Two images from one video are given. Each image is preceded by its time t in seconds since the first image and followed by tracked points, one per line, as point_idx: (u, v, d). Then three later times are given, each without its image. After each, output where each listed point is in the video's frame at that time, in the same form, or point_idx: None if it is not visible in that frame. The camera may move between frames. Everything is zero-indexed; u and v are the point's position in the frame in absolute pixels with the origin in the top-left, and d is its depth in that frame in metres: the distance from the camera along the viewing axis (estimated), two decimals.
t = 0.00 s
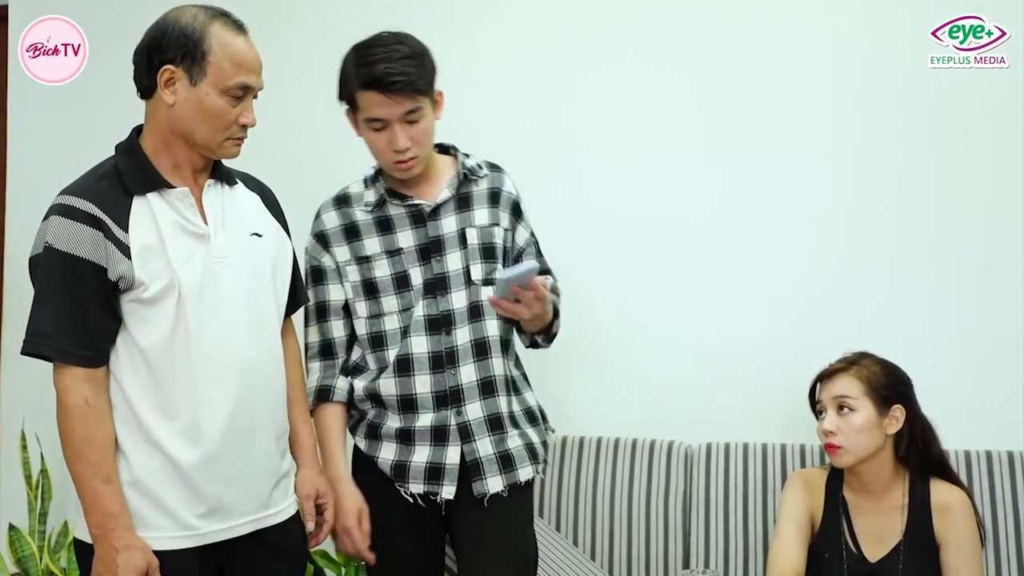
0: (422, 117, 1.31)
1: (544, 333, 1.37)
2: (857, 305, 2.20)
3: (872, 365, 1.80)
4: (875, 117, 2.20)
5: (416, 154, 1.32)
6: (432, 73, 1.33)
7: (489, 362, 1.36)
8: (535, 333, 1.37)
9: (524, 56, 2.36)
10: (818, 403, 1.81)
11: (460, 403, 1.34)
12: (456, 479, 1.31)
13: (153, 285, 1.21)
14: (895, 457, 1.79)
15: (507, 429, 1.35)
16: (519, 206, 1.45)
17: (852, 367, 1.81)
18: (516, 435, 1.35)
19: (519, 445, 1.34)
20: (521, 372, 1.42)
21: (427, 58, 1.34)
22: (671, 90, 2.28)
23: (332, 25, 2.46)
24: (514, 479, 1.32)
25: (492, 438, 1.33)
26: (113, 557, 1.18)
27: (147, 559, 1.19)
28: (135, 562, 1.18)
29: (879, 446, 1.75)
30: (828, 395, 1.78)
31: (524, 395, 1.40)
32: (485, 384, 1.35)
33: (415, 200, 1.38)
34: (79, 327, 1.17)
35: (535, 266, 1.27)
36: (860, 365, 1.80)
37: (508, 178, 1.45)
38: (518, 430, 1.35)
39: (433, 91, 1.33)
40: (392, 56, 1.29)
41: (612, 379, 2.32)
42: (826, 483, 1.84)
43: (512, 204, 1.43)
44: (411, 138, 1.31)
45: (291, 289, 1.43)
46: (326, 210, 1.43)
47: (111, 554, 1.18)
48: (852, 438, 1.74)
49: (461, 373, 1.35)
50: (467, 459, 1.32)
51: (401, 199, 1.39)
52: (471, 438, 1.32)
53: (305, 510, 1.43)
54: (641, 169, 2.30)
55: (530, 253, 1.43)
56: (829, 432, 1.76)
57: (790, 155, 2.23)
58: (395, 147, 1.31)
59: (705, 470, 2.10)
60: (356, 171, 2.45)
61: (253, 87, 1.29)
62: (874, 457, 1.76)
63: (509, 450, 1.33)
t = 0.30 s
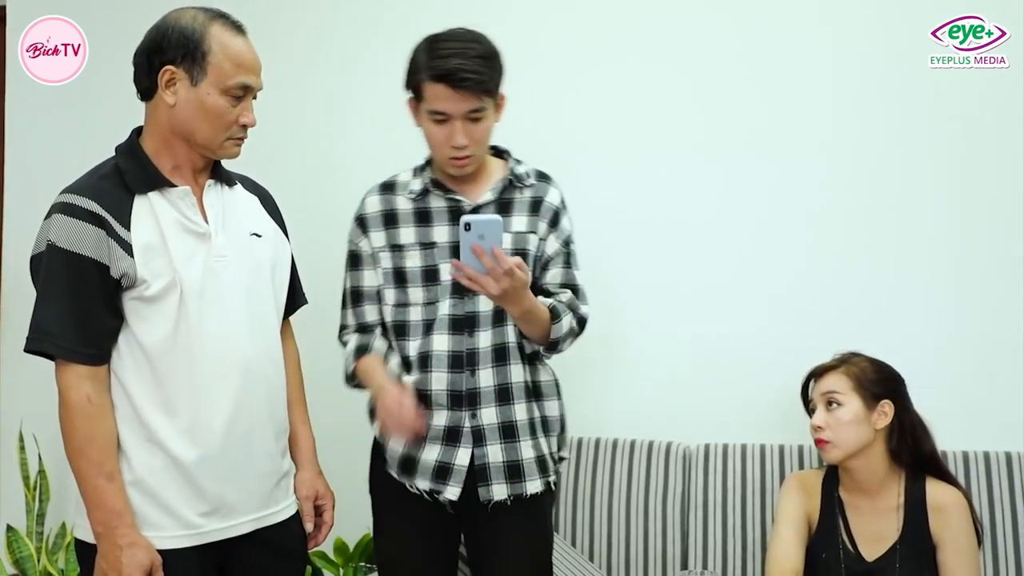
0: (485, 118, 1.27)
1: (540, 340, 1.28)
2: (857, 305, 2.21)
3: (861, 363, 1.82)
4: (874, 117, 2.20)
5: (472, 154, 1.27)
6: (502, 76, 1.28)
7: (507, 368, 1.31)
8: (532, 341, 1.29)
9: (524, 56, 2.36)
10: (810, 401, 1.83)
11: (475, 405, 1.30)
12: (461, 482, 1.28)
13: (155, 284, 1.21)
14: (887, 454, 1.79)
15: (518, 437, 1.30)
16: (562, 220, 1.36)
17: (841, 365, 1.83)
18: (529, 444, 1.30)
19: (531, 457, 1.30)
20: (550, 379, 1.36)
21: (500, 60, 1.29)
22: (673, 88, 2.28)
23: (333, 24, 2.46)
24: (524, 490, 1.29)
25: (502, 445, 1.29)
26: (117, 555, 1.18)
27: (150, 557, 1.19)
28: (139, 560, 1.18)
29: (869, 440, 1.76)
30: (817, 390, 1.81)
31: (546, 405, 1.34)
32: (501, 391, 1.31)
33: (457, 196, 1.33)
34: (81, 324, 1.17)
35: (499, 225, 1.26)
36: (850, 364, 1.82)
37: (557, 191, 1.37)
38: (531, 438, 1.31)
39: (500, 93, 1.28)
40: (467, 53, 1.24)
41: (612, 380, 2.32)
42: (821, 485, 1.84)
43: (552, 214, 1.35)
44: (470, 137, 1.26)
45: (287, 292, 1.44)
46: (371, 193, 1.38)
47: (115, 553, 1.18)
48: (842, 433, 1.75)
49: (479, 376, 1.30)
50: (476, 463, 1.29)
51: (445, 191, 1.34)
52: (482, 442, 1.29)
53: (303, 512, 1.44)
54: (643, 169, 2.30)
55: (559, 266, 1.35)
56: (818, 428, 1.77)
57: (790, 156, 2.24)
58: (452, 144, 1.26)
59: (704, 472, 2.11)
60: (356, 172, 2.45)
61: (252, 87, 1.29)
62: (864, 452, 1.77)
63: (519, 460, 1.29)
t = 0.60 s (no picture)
0: (529, 124, 1.28)
1: (555, 344, 1.29)
2: (856, 306, 2.22)
3: (854, 362, 1.83)
4: (874, 118, 2.21)
5: (513, 158, 1.28)
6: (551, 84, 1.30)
7: (526, 374, 1.31)
8: (548, 345, 1.30)
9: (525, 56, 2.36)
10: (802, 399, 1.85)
11: (493, 408, 1.30)
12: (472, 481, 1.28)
13: (155, 287, 1.22)
14: (877, 450, 1.80)
15: (535, 442, 1.31)
16: (593, 230, 1.37)
17: (833, 363, 1.84)
18: (544, 448, 1.31)
19: (547, 462, 1.30)
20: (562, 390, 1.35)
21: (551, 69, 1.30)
22: (672, 88, 2.29)
23: (333, 24, 2.47)
24: (539, 494, 1.29)
25: (518, 449, 1.30)
26: (120, 556, 1.18)
27: (153, 558, 1.20)
28: (142, 561, 1.18)
29: (856, 436, 1.76)
30: (809, 388, 1.82)
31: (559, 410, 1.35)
32: (519, 395, 1.31)
33: (492, 196, 1.34)
34: (83, 327, 1.17)
35: (506, 219, 1.27)
36: (841, 361, 1.84)
37: (592, 202, 1.37)
38: (548, 442, 1.31)
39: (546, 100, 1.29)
40: (517, 57, 1.26)
41: (611, 380, 2.33)
42: (813, 484, 1.85)
43: (584, 224, 1.35)
44: (513, 140, 1.27)
45: (287, 294, 1.44)
46: (408, 185, 1.38)
47: (118, 553, 1.18)
48: (831, 427, 1.76)
49: (499, 379, 1.31)
50: (490, 465, 1.29)
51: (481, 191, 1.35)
52: (497, 445, 1.30)
53: (305, 512, 1.45)
54: (642, 170, 2.31)
55: (585, 275, 1.36)
56: (807, 422, 1.79)
57: (790, 156, 2.24)
58: (494, 145, 1.27)
59: (703, 472, 2.11)
60: (358, 172, 2.46)
61: (254, 87, 1.30)
62: (850, 449, 1.77)
63: (534, 464, 1.30)
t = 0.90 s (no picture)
0: (550, 129, 1.29)
1: (564, 353, 1.31)
2: (855, 306, 2.23)
3: (850, 364, 1.84)
4: (874, 118, 2.22)
5: (532, 162, 1.29)
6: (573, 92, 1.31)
7: (538, 378, 1.32)
8: (557, 353, 1.32)
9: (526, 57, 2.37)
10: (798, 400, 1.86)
11: (504, 412, 1.31)
12: (482, 484, 1.29)
13: (155, 292, 1.22)
14: (871, 450, 1.80)
15: (546, 447, 1.31)
16: (607, 239, 1.38)
17: (830, 365, 1.85)
18: (554, 453, 1.31)
19: (557, 467, 1.31)
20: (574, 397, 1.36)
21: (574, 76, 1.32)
22: (672, 88, 2.30)
23: (333, 24, 2.47)
24: (547, 499, 1.30)
25: (528, 454, 1.30)
26: (119, 557, 1.18)
27: (152, 559, 1.20)
28: (141, 562, 1.19)
29: (849, 436, 1.77)
30: (804, 388, 1.84)
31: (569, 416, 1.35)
32: (530, 399, 1.32)
33: (508, 200, 1.35)
34: (83, 330, 1.17)
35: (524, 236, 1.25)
36: (836, 363, 1.85)
37: (607, 212, 1.39)
38: (557, 447, 1.32)
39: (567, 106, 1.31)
40: (542, 63, 1.27)
41: (610, 380, 2.33)
42: (808, 487, 1.86)
43: (599, 233, 1.37)
44: (533, 144, 1.28)
45: (287, 299, 1.45)
46: (427, 187, 1.39)
47: (117, 555, 1.18)
48: (824, 426, 1.77)
49: (511, 383, 1.31)
50: (499, 468, 1.30)
51: (496, 194, 1.36)
52: (508, 449, 1.30)
53: (306, 516, 1.46)
54: (642, 171, 2.32)
55: (599, 282, 1.37)
56: (801, 421, 1.80)
57: (790, 156, 2.25)
58: (514, 147, 1.28)
59: (701, 474, 2.12)
60: (359, 172, 2.46)
61: (257, 90, 1.31)
62: (842, 450, 1.78)
63: (544, 469, 1.30)
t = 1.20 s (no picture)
0: (561, 137, 1.30)
1: (571, 359, 1.31)
2: (856, 306, 2.23)
3: (850, 366, 1.85)
4: (874, 118, 2.23)
5: (542, 169, 1.30)
6: (586, 100, 1.32)
7: (541, 383, 1.33)
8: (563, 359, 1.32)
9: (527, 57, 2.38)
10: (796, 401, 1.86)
11: (507, 415, 1.31)
12: (483, 487, 1.29)
13: (160, 293, 1.22)
14: (869, 452, 1.81)
15: (547, 452, 1.32)
16: (613, 245, 1.39)
17: (830, 366, 1.86)
18: (555, 458, 1.32)
19: (557, 472, 1.31)
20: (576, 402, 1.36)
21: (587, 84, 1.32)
22: (674, 88, 2.30)
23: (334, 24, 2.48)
24: (547, 503, 1.30)
25: (529, 457, 1.31)
26: (119, 557, 1.19)
27: (152, 559, 1.20)
28: (141, 562, 1.19)
29: (847, 437, 1.77)
30: (803, 390, 1.84)
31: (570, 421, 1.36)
32: (533, 404, 1.32)
33: (515, 205, 1.36)
34: (89, 328, 1.18)
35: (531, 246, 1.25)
36: (836, 365, 1.85)
37: (613, 218, 1.40)
38: (558, 452, 1.32)
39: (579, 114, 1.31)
40: (556, 71, 1.27)
41: (610, 381, 2.34)
42: (806, 489, 1.87)
43: (604, 239, 1.38)
44: (545, 151, 1.29)
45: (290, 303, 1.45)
46: (435, 188, 1.39)
47: (118, 554, 1.19)
48: (822, 428, 1.77)
49: (513, 387, 1.32)
50: (501, 471, 1.30)
51: (504, 198, 1.37)
52: (509, 452, 1.31)
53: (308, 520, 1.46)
54: (643, 171, 2.32)
55: (604, 288, 1.37)
56: (800, 423, 1.81)
57: (790, 156, 2.26)
58: (525, 154, 1.28)
59: (701, 474, 2.12)
60: (360, 172, 2.46)
61: (264, 92, 1.32)
62: (841, 452, 1.78)
63: (545, 473, 1.31)
